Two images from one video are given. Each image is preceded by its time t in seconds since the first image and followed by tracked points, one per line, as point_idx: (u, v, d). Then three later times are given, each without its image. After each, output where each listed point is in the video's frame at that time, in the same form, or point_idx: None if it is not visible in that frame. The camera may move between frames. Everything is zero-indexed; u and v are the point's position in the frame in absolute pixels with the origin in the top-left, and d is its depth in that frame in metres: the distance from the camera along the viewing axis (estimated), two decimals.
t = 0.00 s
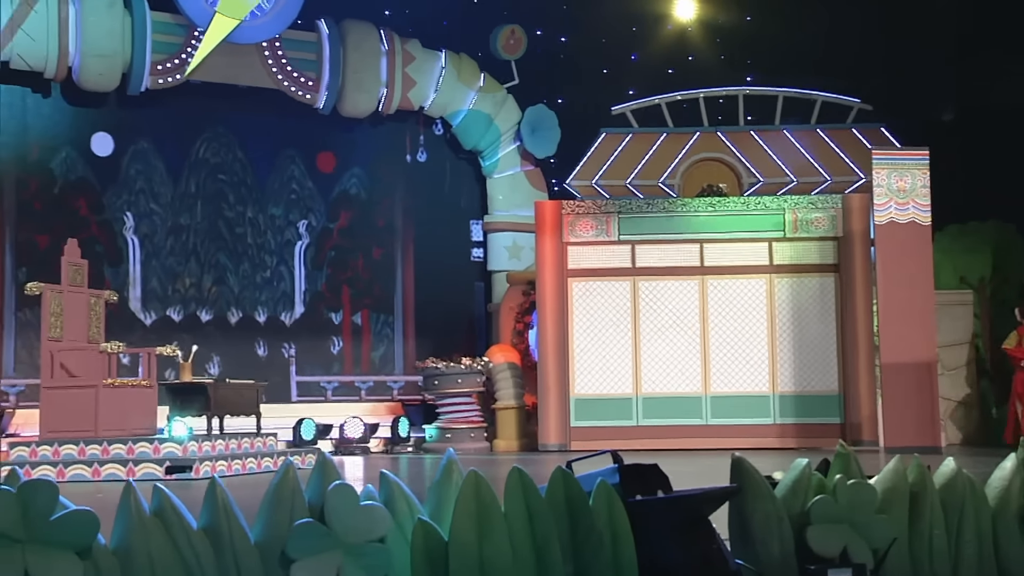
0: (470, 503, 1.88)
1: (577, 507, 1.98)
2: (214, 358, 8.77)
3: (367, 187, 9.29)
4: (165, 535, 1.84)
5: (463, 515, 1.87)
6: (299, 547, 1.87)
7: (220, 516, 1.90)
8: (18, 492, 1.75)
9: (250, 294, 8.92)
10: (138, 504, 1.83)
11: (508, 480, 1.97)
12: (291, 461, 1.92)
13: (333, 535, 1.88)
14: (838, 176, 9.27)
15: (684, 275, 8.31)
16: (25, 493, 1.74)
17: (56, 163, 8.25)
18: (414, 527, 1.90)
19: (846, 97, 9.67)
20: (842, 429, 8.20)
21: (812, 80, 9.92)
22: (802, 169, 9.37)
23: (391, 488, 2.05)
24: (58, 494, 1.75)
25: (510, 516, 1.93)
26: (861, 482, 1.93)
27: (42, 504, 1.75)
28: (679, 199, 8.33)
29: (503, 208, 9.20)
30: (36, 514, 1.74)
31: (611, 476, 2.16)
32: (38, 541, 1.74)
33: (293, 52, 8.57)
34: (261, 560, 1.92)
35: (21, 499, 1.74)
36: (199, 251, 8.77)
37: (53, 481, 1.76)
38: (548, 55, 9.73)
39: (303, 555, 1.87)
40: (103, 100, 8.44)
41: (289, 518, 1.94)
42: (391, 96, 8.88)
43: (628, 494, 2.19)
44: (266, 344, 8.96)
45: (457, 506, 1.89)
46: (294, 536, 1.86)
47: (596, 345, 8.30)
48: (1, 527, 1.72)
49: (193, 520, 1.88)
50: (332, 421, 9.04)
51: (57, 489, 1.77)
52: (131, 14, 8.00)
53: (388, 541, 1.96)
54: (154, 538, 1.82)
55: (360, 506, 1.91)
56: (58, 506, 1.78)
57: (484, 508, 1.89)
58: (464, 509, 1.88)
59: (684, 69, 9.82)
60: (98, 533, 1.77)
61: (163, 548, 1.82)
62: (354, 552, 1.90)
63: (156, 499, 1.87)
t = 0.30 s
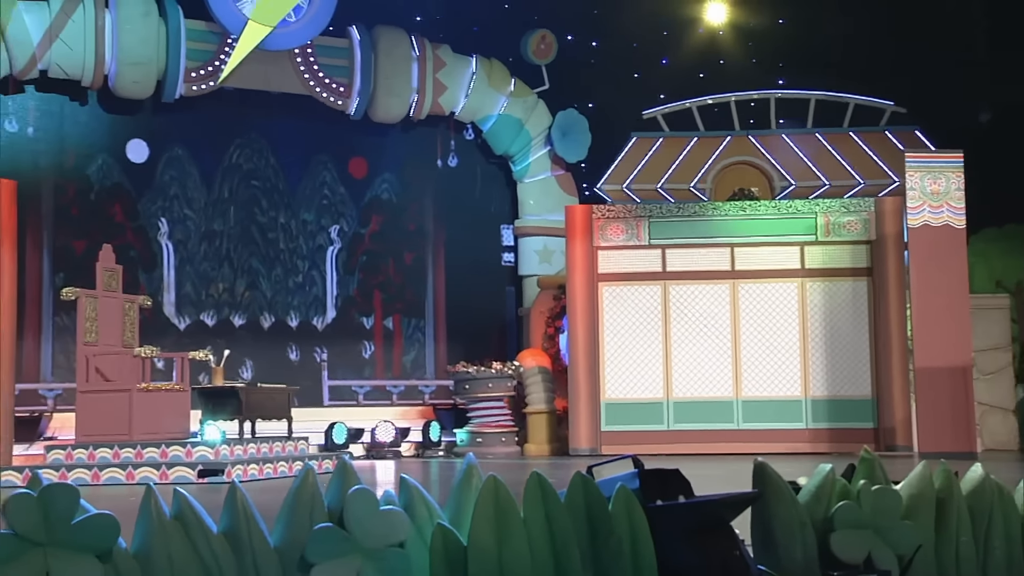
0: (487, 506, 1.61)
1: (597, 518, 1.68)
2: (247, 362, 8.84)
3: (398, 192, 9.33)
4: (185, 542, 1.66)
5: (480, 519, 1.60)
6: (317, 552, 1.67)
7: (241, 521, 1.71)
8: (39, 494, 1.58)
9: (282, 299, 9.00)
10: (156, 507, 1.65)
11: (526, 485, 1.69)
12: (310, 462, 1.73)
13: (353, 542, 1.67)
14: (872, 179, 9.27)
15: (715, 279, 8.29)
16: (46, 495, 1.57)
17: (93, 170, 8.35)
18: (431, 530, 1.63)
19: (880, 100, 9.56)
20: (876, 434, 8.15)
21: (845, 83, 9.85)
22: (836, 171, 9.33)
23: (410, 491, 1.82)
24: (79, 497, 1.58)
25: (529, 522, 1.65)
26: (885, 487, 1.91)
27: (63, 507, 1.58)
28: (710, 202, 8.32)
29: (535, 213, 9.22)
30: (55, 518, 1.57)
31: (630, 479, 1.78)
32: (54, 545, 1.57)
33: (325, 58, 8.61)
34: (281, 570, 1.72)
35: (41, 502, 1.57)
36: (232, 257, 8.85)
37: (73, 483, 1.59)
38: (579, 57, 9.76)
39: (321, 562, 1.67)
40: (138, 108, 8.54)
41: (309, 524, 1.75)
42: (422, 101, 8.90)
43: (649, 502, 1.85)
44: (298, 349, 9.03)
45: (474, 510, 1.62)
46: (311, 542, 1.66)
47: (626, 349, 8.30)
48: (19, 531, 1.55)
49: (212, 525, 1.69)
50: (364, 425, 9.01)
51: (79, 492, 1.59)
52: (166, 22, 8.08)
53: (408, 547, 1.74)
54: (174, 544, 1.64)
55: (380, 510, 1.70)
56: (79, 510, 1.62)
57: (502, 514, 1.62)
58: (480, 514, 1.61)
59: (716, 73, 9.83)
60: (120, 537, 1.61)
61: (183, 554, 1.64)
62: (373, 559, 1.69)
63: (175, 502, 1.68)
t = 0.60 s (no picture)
0: (500, 508, 1.51)
1: (611, 521, 1.59)
2: (276, 363, 8.93)
3: (426, 195, 9.37)
4: (200, 544, 1.58)
5: (494, 522, 1.50)
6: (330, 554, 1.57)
7: (254, 523, 1.63)
8: (53, 495, 1.50)
9: (311, 301, 9.06)
10: (172, 509, 1.58)
11: (539, 488, 1.59)
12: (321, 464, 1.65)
13: (366, 545, 1.57)
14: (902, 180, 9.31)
15: (743, 281, 8.26)
16: (60, 497, 1.49)
17: (124, 173, 8.41)
18: (444, 533, 1.52)
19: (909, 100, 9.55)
20: (907, 436, 8.12)
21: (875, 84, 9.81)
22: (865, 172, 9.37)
23: (424, 493, 1.70)
24: (94, 498, 1.50)
25: (543, 523, 1.55)
26: (904, 490, 1.90)
27: (78, 508, 1.50)
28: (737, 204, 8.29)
29: (561, 215, 9.22)
30: (69, 519, 1.49)
31: (646, 483, 1.75)
32: (71, 548, 1.49)
33: (353, 62, 8.68)
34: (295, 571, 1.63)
35: (55, 503, 1.49)
36: (261, 260, 8.92)
37: (87, 484, 1.51)
38: (606, 60, 9.73)
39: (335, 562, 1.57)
40: (168, 111, 8.60)
41: (322, 524, 1.67)
42: (450, 104, 8.93)
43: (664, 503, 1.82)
44: (327, 350, 9.09)
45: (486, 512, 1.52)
46: (323, 545, 1.56)
47: (654, 351, 8.30)
48: (33, 531, 1.48)
49: (226, 527, 1.62)
50: (392, 427, 9.05)
51: (94, 493, 1.52)
52: (196, 27, 8.15)
53: (421, 548, 1.64)
54: (189, 547, 1.56)
55: (395, 512, 1.60)
56: (93, 512, 1.54)
57: (517, 517, 1.52)
58: (493, 516, 1.51)
59: (744, 75, 9.79)
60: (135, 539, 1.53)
61: (199, 557, 1.57)
62: (386, 560, 1.58)
63: (190, 504, 1.61)
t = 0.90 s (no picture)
0: (504, 511, 1.55)
1: (615, 523, 1.61)
2: (297, 366, 8.96)
3: (447, 198, 9.40)
4: (203, 547, 1.61)
5: (498, 525, 1.53)
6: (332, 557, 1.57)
7: (258, 525, 1.66)
8: (56, 497, 1.52)
9: (332, 303, 9.08)
10: (175, 512, 1.61)
11: (543, 491, 1.63)
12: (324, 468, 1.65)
13: (371, 546, 1.57)
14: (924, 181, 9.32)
15: (764, 283, 8.25)
16: (63, 498, 1.51)
17: (148, 177, 8.48)
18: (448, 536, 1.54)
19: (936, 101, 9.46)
20: (929, 440, 8.05)
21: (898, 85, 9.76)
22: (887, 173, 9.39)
23: (428, 496, 1.72)
24: (96, 499, 1.52)
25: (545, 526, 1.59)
26: (914, 494, 1.89)
27: (80, 509, 1.52)
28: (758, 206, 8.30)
29: (582, 217, 9.24)
30: (72, 522, 1.51)
31: (650, 487, 1.78)
32: (74, 549, 1.52)
33: (374, 66, 8.74)
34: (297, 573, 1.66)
35: (58, 505, 1.51)
36: (283, 262, 8.94)
37: (90, 485, 1.53)
38: (627, 61, 9.79)
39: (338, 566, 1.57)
40: (191, 115, 8.66)
41: (325, 525, 1.68)
42: (470, 107, 8.96)
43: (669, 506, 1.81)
44: (348, 353, 9.12)
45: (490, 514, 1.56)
46: (327, 547, 1.56)
47: (674, 353, 8.29)
48: (36, 533, 1.50)
49: (229, 529, 1.65)
50: (412, 429, 9.17)
51: (96, 495, 1.53)
52: (219, 32, 8.21)
53: (426, 552, 1.64)
54: (191, 551, 1.60)
55: (399, 516, 1.60)
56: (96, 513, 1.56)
57: (520, 519, 1.55)
58: (497, 519, 1.55)
59: (766, 77, 9.74)
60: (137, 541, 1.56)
61: (202, 560, 1.60)
62: (391, 564, 1.59)
63: (195, 506, 1.64)
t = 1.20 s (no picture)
0: (499, 515, 1.43)
1: (611, 530, 1.53)
2: (314, 370, 9.01)
3: (463, 202, 9.42)
4: (199, 556, 1.40)
5: (492, 530, 1.42)
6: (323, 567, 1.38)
7: (253, 529, 1.45)
8: (50, 500, 1.36)
9: (349, 307, 9.13)
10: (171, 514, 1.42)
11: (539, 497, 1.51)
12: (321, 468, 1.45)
13: (367, 553, 1.37)
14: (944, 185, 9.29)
15: (780, 287, 8.23)
16: (57, 502, 1.35)
17: (166, 182, 8.54)
18: (444, 541, 1.43)
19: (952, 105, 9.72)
20: (947, 444, 8.02)
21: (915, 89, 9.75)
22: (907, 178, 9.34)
23: (426, 500, 1.52)
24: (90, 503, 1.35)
25: (542, 533, 1.47)
26: (915, 499, 1.89)
27: (75, 513, 1.35)
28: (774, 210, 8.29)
29: (598, 221, 9.24)
30: (64, 526, 1.35)
31: (648, 493, 1.78)
32: (66, 557, 1.35)
33: (390, 70, 8.77)
34: None
35: (52, 508, 1.35)
36: (300, 267, 9.00)
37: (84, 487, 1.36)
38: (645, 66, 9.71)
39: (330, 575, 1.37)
40: (209, 121, 8.76)
41: (325, 529, 1.47)
42: (486, 112, 8.96)
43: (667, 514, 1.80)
44: (364, 357, 9.16)
45: (485, 519, 1.44)
46: (320, 554, 1.37)
47: (690, 357, 8.29)
48: (30, 537, 1.34)
49: (227, 532, 1.45)
50: (429, 433, 9.09)
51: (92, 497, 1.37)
52: (236, 37, 8.26)
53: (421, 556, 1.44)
54: (186, 556, 1.39)
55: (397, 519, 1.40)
56: (91, 517, 1.39)
57: (516, 526, 1.43)
58: (492, 524, 1.43)
59: (782, 80, 9.79)
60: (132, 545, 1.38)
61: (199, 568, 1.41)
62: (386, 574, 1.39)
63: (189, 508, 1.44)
